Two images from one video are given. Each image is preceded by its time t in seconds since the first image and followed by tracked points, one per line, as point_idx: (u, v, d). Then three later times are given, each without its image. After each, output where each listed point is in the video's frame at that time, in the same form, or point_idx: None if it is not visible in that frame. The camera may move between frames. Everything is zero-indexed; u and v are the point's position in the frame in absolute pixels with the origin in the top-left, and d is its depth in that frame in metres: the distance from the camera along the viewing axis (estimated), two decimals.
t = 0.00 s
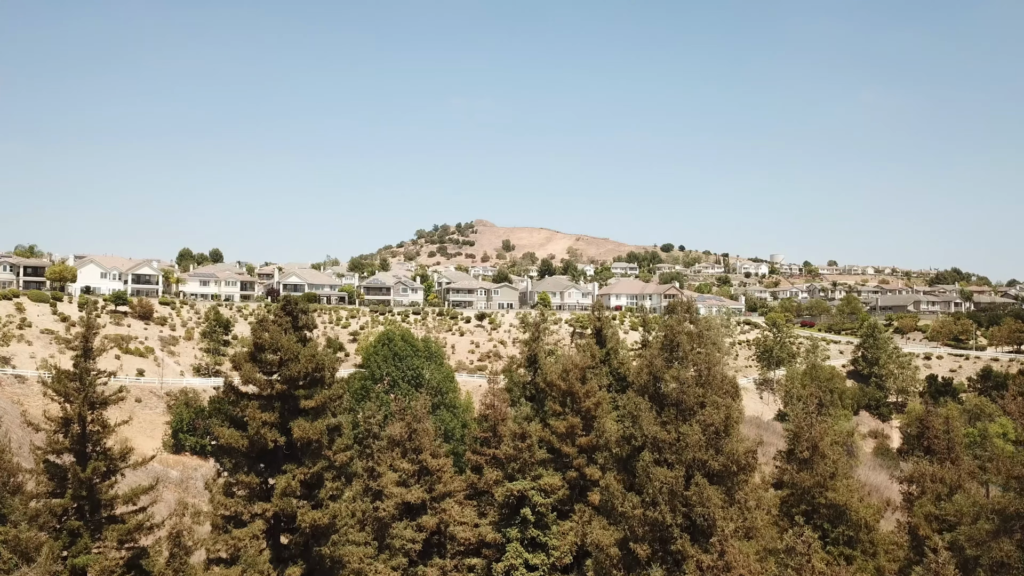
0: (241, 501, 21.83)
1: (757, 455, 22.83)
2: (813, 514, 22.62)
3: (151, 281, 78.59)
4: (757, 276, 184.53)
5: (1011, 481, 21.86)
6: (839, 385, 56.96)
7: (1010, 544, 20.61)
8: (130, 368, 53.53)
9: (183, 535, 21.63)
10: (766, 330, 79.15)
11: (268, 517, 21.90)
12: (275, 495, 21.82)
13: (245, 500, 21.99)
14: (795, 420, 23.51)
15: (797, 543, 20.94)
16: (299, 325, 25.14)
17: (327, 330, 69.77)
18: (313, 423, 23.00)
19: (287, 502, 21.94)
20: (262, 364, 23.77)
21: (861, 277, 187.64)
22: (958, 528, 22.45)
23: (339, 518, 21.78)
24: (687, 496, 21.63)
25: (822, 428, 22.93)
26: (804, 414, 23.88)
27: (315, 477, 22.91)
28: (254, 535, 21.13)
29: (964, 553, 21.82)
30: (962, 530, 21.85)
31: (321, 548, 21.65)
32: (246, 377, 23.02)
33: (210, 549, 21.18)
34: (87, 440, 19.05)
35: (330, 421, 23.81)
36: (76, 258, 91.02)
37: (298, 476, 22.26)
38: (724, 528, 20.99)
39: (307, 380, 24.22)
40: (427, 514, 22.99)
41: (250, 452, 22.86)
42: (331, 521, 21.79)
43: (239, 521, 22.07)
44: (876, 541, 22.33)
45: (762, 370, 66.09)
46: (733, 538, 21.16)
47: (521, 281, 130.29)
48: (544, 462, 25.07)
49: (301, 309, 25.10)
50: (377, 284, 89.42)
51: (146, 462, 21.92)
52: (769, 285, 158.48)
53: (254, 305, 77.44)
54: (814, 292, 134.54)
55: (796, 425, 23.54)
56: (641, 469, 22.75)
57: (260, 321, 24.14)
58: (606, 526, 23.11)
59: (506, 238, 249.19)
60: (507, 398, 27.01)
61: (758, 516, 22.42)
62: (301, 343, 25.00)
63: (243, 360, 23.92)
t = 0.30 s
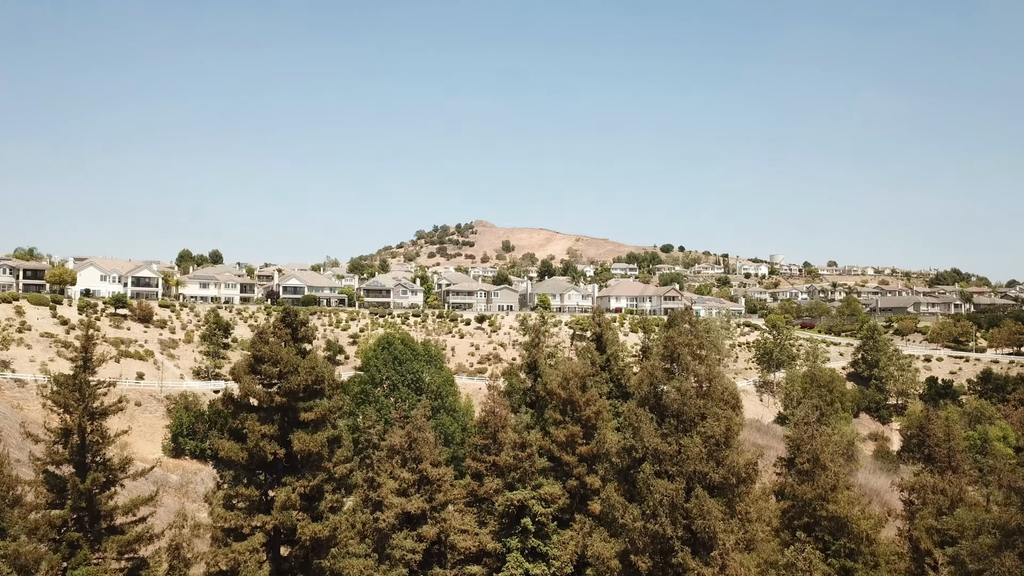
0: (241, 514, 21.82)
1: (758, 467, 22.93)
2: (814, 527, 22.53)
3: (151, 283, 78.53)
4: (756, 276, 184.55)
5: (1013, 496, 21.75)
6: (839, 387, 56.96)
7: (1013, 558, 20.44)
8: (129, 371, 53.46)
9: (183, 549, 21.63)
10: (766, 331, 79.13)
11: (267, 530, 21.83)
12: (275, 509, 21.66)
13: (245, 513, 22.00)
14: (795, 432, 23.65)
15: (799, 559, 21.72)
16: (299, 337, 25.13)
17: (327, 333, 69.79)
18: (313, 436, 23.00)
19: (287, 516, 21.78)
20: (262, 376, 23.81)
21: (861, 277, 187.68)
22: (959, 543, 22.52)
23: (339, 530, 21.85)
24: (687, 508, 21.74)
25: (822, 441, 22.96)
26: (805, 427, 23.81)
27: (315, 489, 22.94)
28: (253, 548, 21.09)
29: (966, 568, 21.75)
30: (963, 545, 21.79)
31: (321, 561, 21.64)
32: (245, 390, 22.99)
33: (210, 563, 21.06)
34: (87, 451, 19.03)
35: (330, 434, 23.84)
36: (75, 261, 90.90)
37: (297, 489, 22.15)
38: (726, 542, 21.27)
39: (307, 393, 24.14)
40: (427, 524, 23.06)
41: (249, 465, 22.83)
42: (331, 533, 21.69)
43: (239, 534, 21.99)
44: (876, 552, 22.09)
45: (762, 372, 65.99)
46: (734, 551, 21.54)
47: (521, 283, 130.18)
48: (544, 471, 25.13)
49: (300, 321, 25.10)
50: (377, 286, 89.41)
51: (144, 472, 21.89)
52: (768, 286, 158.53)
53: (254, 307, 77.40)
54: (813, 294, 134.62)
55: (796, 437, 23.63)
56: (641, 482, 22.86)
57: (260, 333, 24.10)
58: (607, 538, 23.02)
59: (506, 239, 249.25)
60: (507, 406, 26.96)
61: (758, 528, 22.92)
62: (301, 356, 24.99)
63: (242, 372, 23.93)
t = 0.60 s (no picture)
0: (241, 526, 21.82)
1: (758, 479, 23.24)
2: (815, 538, 22.60)
3: (151, 285, 78.49)
4: (756, 277, 184.59)
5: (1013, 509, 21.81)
6: (839, 389, 56.82)
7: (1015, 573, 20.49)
8: (129, 374, 53.48)
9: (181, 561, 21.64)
10: (766, 333, 79.17)
11: (267, 542, 21.81)
12: (275, 521, 21.75)
13: (245, 524, 22.05)
14: (796, 443, 23.74)
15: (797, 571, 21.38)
16: (298, 348, 25.15)
17: (326, 335, 69.86)
18: (313, 448, 23.09)
19: (287, 528, 21.86)
20: (262, 388, 23.93)
21: (860, 278, 187.74)
22: (960, 557, 22.46)
23: (340, 541, 21.91)
24: (687, 519, 21.86)
25: (823, 452, 23.11)
26: (806, 438, 23.92)
27: (315, 501, 22.99)
28: (252, 561, 21.08)
29: None
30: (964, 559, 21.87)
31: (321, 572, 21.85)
32: (244, 402, 22.91)
33: None
34: (86, 461, 18.98)
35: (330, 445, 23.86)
36: (75, 263, 90.84)
37: (297, 500, 22.24)
38: (726, 554, 21.50)
39: (306, 404, 24.11)
40: (427, 533, 22.88)
41: (248, 476, 22.84)
42: (331, 544, 21.77)
43: (238, 547, 22.01)
44: (878, 564, 22.20)
45: (761, 374, 66.01)
46: (733, 562, 21.65)
47: (522, 284, 130.18)
48: (544, 480, 25.14)
49: (299, 332, 25.13)
50: (377, 287, 89.39)
51: (144, 481, 21.86)
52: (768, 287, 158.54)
53: (254, 309, 77.37)
54: (813, 295, 134.55)
55: (797, 449, 23.78)
56: (641, 493, 22.98)
57: (259, 345, 24.05)
58: (607, 549, 23.02)
59: (506, 239, 249.26)
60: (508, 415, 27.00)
61: (759, 540, 22.61)
62: (300, 367, 25.05)
63: (241, 384, 24.00)
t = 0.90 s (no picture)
0: (241, 538, 21.87)
1: (759, 490, 22.90)
2: (815, 550, 22.86)
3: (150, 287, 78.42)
4: (756, 277, 184.69)
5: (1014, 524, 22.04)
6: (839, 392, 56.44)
7: None
8: (128, 376, 53.53)
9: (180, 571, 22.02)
10: (766, 334, 79.21)
11: (267, 554, 21.81)
12: (274, 533, 21.75)
13: (246, 536, 22.10)
14: (797, 455, 23.97)
15: None
16: (298, 359, 25.46)
17: (326, 337, 69.92)
18: (313, 459, 23.12)
19: (286, 540, 21.86)
20: (262, 400, 23.78)
21: (860, 279, 187.83)
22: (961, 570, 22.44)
23: (340, 553, 21.97)
24: (687, 531, 21.90)
25: (823, 463, 23.42)
26: (805, 450, 24.21)
27: (315, 512, 22.99)
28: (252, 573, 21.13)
29: None
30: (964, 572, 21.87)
31: None
32: (245, 413, 22.98)
33: None
34: (85, 471, 19.01)
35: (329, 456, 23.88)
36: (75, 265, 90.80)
37: (297, 512, 22.26)
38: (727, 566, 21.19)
39: (306, 415, 24.22)
40: (427, 541, 22.86)
41: (247, 488, 22.85)
42: (331, 556, 21.91)
43: (238, 559, 22.06)
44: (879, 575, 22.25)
45: (761, 376, 65.98)
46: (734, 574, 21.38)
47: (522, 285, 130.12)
48: (544, 488, 25.14)
49: (298, 344, 25.39)
50: (377, 289, 89.37)
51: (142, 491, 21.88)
52: (768, 287, 158.44)
53: (253, 311, 77.31)
54: (813, 296, 134.53)
55: (798, 461, 24.00)
56: (641, 504, 23.22)
57: (258, 355, 24.28)
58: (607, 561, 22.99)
59: (505, 240, 249.15)
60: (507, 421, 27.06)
61: (759, 551, 22.26)
62: (299, 378, 25.41)
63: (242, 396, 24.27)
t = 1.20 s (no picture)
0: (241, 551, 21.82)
1: (759, 501, 23.14)
2: (815, 562, 22.97)
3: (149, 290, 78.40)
4: (756, 278, 184.78)
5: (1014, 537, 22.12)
6: (840, 394, 56.36)
7: None
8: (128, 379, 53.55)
9: None
10: (765, 336, 79.22)
11: (266, 566, 21.77)
12: (274, 546, 21.81)
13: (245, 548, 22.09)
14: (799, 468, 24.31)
15: None
16: (297, 370, 25.63)
17: (325, 339, 69.90)
18: (313, 472, 23.18)
19: (286, 552, 21.96)
20: (261, 412, 23.83)
21: (860, 279, 187.85)
22: None
23: (339, 566, 21.87)
24: (687, 543, 21.96)
25: (824, 476, 23.71)
26: (806, 463, 24.59)
27: (315, 525, 23.04)
28: None
29: None
30: None
31: None
32: (245, 426, 23.05)
33: None
34: (85, 482, 19.01)
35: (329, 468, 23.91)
36: (75, 267, 90.75)
37: (297, 525, 22.31)
38: None
39: (306, 428, 24.26)
40: (427, 551, 22.85)
41: (247, 501, 22.84)
42: (330, 569, 21.82)
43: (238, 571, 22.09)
44: None
45: (761, 378, 65.92)
46: None
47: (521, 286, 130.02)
48: (545, 497, 25.16)
49: (298, 355, 25.52)
50: (377, 291, 89.33)
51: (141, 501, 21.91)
52: (767, 288, 158.37)
53: (253, 313, 77.27)
54: (813, 297, 134.52)
55: (799, 474, 24.35)
56: (641, 516, 23.14)
57: (258, 367, 24.37)
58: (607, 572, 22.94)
59: (505, 240, 249.06)
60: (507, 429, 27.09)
61: (760, 561, 21.86)
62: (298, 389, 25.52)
63: (241, 407, 24.39)
